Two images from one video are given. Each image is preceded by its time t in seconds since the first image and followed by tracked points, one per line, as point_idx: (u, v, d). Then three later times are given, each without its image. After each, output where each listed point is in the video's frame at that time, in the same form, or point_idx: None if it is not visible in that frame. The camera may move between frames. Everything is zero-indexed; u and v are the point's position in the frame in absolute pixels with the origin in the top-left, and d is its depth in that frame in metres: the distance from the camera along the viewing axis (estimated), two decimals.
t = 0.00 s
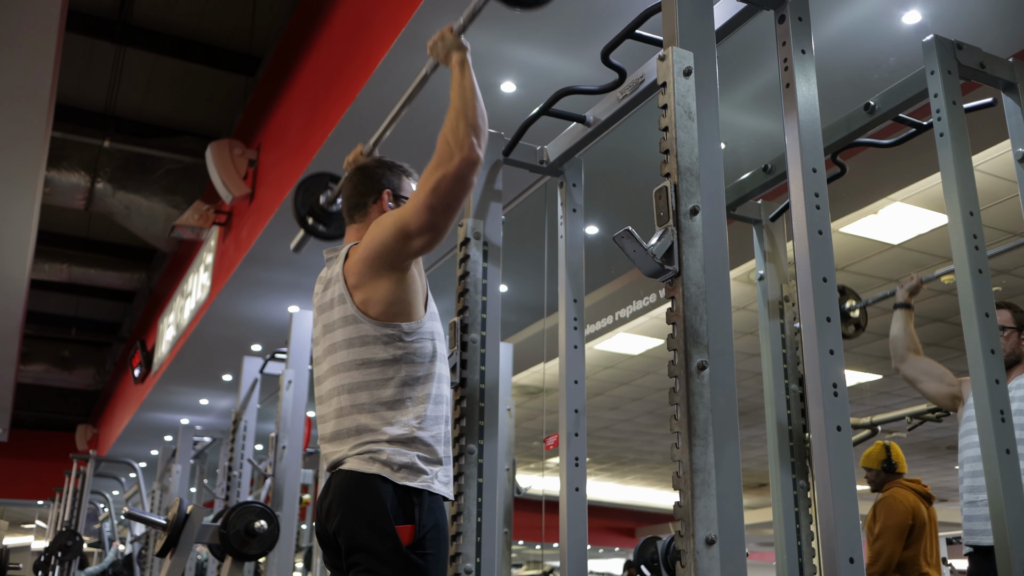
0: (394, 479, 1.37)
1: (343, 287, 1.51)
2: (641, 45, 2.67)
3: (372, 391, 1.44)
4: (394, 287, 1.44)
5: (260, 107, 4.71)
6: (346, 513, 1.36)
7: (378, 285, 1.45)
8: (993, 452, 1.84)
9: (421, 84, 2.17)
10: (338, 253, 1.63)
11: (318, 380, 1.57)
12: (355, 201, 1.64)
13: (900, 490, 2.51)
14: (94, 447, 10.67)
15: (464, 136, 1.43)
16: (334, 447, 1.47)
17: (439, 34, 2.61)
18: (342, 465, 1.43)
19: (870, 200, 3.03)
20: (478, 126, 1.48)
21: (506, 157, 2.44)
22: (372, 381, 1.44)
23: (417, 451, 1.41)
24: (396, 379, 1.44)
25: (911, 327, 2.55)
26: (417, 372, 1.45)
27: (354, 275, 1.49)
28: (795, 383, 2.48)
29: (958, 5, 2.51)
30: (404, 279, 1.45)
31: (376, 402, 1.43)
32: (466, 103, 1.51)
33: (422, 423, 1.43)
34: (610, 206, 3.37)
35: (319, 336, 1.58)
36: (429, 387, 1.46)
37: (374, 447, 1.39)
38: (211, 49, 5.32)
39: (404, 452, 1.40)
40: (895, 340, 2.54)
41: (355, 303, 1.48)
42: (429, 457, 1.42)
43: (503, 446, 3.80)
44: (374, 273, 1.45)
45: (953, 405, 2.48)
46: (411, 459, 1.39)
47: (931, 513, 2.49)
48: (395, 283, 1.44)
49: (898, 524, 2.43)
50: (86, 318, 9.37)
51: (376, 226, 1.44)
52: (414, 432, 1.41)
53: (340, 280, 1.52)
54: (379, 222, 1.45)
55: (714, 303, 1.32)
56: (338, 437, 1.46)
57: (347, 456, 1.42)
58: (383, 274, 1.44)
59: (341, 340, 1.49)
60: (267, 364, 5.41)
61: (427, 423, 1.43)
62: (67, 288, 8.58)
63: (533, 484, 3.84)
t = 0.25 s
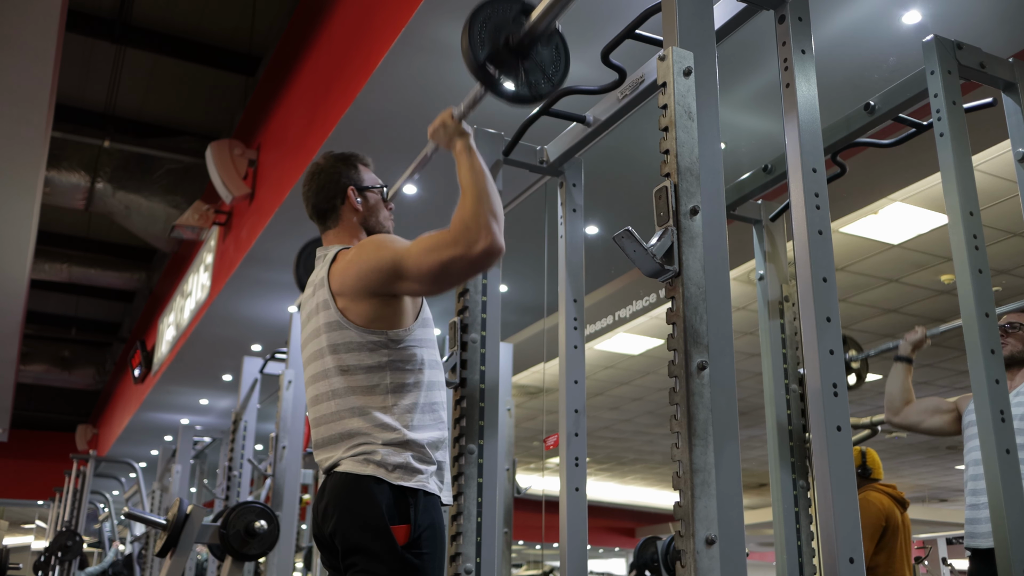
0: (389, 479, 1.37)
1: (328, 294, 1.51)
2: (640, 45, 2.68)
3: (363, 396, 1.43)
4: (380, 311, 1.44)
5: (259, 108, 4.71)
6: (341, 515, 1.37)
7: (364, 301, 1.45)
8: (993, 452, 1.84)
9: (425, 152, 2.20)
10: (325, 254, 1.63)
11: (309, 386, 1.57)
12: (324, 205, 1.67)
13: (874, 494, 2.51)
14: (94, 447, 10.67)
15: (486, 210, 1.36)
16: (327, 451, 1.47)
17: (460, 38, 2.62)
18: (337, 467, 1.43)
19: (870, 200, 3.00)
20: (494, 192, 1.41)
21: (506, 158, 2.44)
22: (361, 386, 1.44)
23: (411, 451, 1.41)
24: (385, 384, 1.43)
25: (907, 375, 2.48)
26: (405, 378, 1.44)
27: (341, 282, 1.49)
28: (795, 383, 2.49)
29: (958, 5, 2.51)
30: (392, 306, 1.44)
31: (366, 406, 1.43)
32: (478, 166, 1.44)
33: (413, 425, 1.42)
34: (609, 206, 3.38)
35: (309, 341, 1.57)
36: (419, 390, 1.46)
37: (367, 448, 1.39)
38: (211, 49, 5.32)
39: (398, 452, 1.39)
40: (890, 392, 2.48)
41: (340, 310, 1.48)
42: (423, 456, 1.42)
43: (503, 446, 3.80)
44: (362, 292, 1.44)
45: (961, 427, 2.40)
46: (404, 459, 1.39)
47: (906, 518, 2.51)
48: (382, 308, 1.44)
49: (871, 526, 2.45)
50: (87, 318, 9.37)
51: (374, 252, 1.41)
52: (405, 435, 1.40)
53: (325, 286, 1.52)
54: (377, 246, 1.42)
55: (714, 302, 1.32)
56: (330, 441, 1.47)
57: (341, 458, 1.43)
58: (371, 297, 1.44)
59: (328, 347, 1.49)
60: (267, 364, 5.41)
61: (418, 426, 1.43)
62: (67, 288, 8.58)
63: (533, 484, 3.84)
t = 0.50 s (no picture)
0: (386, 479, 1.37)
1: (324, 294, 1.51)
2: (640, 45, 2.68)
3: (359, 397, 1.43)
4: (364, 329, 1.46)
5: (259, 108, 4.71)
6: (339, 515, 1.37)
7: (351, 315, 1.46)
8: (993, 452, 1.84)
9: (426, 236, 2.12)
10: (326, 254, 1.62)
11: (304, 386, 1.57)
12: (321, 207, 1.66)
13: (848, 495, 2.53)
14: (94, 447, 10.67)
15: (472, 300, 1.35)
16: (324, 451, 1.47)
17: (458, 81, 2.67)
18: (334, 467, 1.43)
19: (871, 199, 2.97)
20: (484, 277, 1.40)
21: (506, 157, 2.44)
22: (357, 388, 1.44)
23: (408, 452, 1.41)
24: (381, 386, 1.44)
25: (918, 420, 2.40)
26: (401, 380, 1.45)
27: (336, 286, 1.48)
28: (795, 383, 2.48)
29: (958, 5, 2.51)
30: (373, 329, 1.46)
31: (363, 406, 1.43)
32: (472, 250, 1.42)
33: (409, 427, 1.42)
34: (610, 206, 3.38)
35: (305, 341, 1.57)
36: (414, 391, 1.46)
37: (364, 449, 1.39)
38: (211, 49, 5.32)
39: (395, 452, 1.39)
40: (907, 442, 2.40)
41: (333, 313, 1.49)
42: (419, 456, 1.42)
43: (503, 446, 3.80)
44: (349, 305, 1.45)
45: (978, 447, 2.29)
46: (401, 459, 1.39)
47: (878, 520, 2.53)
48: (367, 329, 1.46)
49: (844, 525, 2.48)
50: (87, 318, 9.37)
51: (370, 278, 1.42)
52: (401, 436, 1.41)
53: (321, 286, 1.53)
54: (373, 272, 1.42)
55: (714, 302, 1.32)
56: (325, 441, 1.47)
57: (338, 458, 1.43)
58: (358, 317, 1.46)
59: (324, 347, 1.50)
60: (267, 364, 5.41)
61: (413, 427, 1.43)
62: (67, 288, 8.58)
63: (533, 484, 3.84)
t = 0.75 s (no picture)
0: (386, 479, 1.37)
1: (325, 292, 1.52)
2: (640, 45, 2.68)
3: (358, 396, 1.44)
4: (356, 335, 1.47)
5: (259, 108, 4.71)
6: (338, 514, 1.37)
7: (346, 317, 1.47)
8: (993, 452, 1.84)
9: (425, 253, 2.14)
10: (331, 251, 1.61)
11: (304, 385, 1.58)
12: (326, 207, 1.66)
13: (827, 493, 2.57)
14: (94, 447, 10.67)
15: (454, 344, 1.35)
16: (323, 450, 1.47)
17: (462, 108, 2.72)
18: (333, 467, 1.43)
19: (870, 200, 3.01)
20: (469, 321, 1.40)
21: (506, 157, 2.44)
22: (356, 386, 1.45)
23: (407, 451, 1.41)
24: (381, 386, 1.44)
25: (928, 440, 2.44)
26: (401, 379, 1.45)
27: (337, 287, 1.48)
28: (795, 383, 2.48)
29: (958, 5, 2.51)
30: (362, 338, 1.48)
31: (362, 406, 1.43)
32: (464, 289, 1.42)
33: (408, 427, 1.43)
34: (610, 206, 3.38)
35: (306, 342, 1.58)
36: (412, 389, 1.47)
37: (364, 448, 1.40)
38: (211, 49, 5.32)
39: (395, 451, 1.40)
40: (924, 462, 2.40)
41: (333, 311, 1.49)
42: (418, 456, 1.42)
43: (503, 446, 3.80)
44: (343, 307, 1.47)
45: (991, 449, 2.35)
46: (400, 458, 1.39)
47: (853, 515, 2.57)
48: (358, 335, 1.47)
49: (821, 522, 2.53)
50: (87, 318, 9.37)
51: (369, 289, 1.43)
52: (400, 435, 1.41)
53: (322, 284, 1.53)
54: (371, 284, 1.43)
55: (714, 302, 1.32)
56: (325, 440, 1.47)
57: (337, 457, 1.43)
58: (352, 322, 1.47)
59: (325, 345, 1.50)
60: (267, 364, 5.41)
61: (413, 425, 1.43)
62: (67, 288, 8.58)
63: (533, 484, 3.84)
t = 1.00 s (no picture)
0: (388, 479, 1.37)
1: (326, 292, 1.51)
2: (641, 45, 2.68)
3: (360, 396, 1.44)
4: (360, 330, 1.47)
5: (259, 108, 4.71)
6: (339, 515, 1.37)
7: (349, 314, 1.47)
8: (993, 452, 1.84)
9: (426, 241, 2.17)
10: (331, 252, 1.60)
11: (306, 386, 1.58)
12: (327, 207, 1.66)
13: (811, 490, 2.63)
14: (94, 447, 10.67)
15: (463, 334, 1.37)
16: (325, 451, 1.47)
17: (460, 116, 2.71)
18: (335, 467, 1.43)
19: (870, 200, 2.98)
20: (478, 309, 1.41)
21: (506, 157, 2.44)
22: (358, 386, 1.45)
23: (409, 452, 1.41)
24: (382, 386, 1.44)
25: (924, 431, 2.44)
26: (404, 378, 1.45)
27: (339, 286, 1.48)
28: (795, 383, 2.48)
29: (958, 5, 2.51)
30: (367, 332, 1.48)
31: (364, 406, 1.43)
32: (470, 278, 1.43)
33: (411, 427, 1.43)
34: (610, 206, 3.38)
35: (307, 342, 1.58)
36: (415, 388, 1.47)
37: (365, 448, 1.40)
38: (211, 49, 5.32)
39: (397, 452, 1.40)
40: (918, 454, 2.41)
41: (335, 311, 1.49)
42: (420, 456, 1.42)
43: (503, 446, 3.80)
44: (346, 307, 1.47)
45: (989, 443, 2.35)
46: (402, 459, 1.39)
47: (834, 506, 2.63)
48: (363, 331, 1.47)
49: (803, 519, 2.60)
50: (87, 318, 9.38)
51: (374, 285, 1.43)
52: (403, 435, 1.41)
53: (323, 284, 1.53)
54: (374, 283, 1.43)
55: (714, 302, 1.32)
56: (327, 440, 1.47)
57: (339, 458, 1.43)
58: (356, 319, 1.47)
59: (327, 346, 1.50)
60: (266, 364, 5.41)
61: (415, 425, 1.43)
62: (67, 287, 8.58)
63: (533, 485, 3.84)
